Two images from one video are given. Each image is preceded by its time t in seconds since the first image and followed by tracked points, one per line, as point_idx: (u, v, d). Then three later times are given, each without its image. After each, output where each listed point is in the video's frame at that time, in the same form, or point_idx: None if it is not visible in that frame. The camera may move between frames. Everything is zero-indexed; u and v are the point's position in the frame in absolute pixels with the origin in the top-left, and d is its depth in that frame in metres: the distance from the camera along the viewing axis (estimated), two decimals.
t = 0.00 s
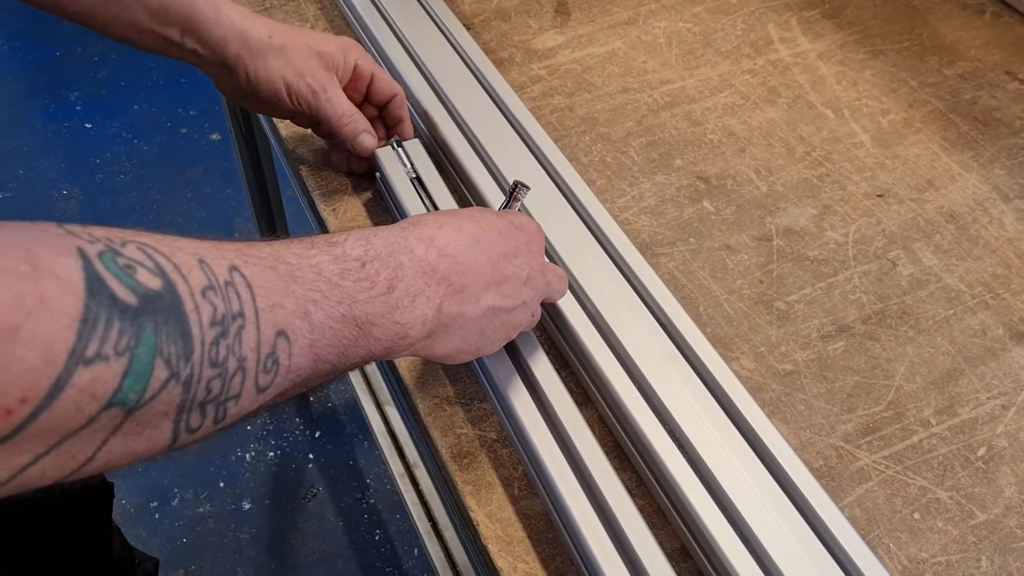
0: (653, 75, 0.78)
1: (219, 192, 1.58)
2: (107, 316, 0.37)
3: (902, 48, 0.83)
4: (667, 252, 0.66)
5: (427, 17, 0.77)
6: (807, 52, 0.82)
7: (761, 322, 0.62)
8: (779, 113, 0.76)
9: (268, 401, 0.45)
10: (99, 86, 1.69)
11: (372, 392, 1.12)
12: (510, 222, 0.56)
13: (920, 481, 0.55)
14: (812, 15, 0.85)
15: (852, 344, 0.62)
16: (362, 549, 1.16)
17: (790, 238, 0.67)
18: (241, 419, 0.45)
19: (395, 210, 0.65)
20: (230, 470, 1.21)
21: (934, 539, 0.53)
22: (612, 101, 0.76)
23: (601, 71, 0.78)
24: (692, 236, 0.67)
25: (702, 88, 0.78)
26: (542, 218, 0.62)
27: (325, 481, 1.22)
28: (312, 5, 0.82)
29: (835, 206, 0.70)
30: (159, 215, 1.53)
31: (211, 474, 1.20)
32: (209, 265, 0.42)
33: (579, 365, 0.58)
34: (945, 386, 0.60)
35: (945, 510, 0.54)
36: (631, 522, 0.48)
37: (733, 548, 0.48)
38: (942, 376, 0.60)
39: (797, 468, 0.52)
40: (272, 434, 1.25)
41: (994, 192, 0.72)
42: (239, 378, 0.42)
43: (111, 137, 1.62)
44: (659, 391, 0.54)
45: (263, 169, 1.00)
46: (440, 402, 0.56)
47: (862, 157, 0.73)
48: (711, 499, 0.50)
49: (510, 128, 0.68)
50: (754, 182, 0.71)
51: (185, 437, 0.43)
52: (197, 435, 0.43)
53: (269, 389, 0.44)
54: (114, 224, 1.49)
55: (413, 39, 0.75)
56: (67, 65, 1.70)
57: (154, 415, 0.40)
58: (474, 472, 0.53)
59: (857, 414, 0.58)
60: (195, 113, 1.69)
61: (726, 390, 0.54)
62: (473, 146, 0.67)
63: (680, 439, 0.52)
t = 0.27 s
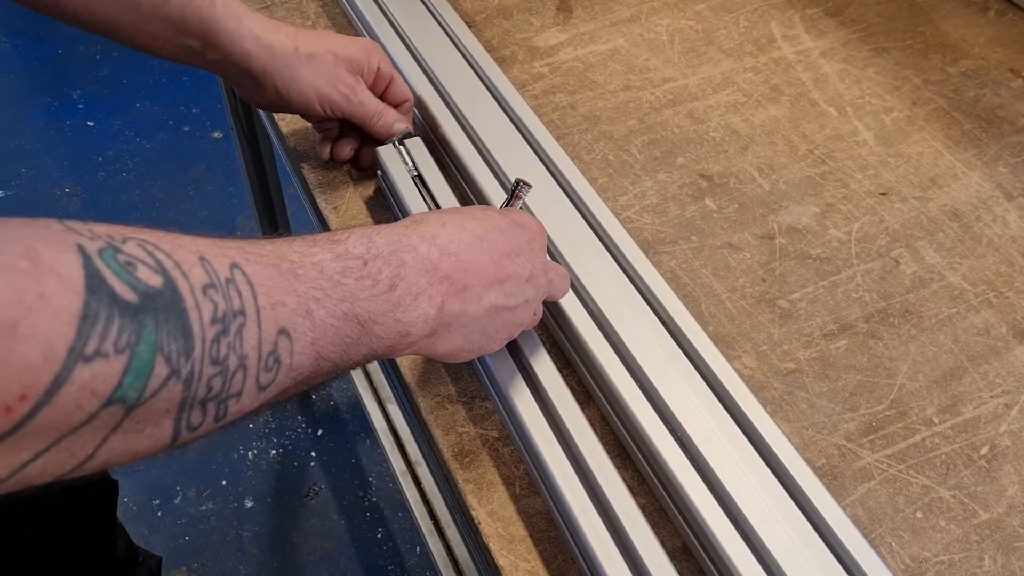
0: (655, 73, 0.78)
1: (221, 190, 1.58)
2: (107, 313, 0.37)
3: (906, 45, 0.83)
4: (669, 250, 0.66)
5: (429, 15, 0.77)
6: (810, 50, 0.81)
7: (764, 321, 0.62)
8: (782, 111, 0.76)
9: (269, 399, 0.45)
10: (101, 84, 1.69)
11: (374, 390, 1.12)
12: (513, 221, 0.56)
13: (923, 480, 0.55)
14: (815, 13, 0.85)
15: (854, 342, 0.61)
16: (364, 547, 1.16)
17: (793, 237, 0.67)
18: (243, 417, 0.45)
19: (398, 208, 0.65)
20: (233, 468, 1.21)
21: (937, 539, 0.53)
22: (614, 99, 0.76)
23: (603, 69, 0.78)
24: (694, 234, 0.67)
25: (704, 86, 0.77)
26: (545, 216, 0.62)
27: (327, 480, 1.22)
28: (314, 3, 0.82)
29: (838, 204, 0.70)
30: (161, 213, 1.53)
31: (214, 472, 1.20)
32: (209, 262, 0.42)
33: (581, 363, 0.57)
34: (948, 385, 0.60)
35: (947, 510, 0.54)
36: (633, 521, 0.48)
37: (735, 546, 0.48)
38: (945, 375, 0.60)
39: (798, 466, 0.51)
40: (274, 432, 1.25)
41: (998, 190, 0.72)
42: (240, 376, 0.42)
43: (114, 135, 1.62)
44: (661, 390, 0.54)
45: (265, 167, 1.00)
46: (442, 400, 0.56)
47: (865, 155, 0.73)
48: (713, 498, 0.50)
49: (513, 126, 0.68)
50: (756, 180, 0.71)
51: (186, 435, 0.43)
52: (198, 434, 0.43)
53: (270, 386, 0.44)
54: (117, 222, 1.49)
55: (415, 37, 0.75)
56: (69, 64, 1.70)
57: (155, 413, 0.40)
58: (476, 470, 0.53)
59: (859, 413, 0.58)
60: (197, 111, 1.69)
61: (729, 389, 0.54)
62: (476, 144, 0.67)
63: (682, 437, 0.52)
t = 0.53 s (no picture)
0: (658, 73, 0.78)
1: (224, 191, 1.58)
2: (111, 320, 0.37)
3: (909, 45, 0.82)
4: (673, 251, 0.66)
5: (433, 16, 0.76)
6: (814, 50, 0.81)
7: (768, 322, 0.62)
8: (785, 111, 0.76)
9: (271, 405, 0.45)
10: (104, 85, 1.69)
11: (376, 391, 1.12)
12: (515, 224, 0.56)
13: (927, 481, 0.55)
14: (818, 13, 0.85)
15: (858, 343, 0.61)
16: (367, 547, 1.16)
17: (797, 237, 0.67)
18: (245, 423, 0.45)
19: (401, 209, 0.65)
20: (236, 469, 1.21)
21: (942, 540, 0.52)
22: (617, 99, 0.76)
23: (606, 69, 0.78)
24: (698, 235, 0.67)
25: (708, 87, 0.77)
26: (547, 217, 0.62)
27: (330, 480, 1.22)
28: (316, 4, 0.82)
29: (842, 204, 0.70)
30: (164, 214, 1.53)
31: (217, 473, 1.21)
32: (212, 266, 0.42)
33: (584, 365, 0.57)
34: (952, 386, 0.60)
35: (952, 511, 0.54)
36: (636, 523, 0.48)
37: (739, 549, 0.48)
38: (949, 376, 0.60)
39: (803, 468, 0.51)
40: (277, 433, 1.25)
41: (1002, 190, 0.71)
42: (244, 382, 0.42)
43: (117, 136, 1.62)
44: (666, 393, 0.53)
45: (268, 168, 1.00)
46: (445, 401, 0.56)
47: (868, 155, 0.73)
48: (717, 500, 0.50)
49: (516, 128, 0.68)
50: (760, 181, 0.70)
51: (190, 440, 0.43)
52: (201, 437, 0.43)
53: (274, 391, 0.44)
54: (120, 222, 1.49)
55: (418, 37, 0.74)
56: (72, 64, 1.71)
57: (159, 419, 0.40)
58: (478, 472, 0.53)
59: (864, 414, 0.58)
60: (200, 111, 1.69)
61: (733, 391, 0.54)
62: (478, 145, 0.67)
63: (686, 439, 0.52)
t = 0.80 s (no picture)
0: (660, 71, 0.78)
1: (226, 189, 1.58)
2: (108, 340, 0.37)
3: (913, 43, 0.82)
4: (674, 250, 0.66)
5: (435, 16, 0.76)
6: (816, 48, 0.81)
7: (770, 322, 0.62)
8: (787, 109, 0.75)
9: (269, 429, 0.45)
10: (105, 83, 1.69)
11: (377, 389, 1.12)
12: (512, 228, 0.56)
13: (930, 482, 0.55)
14: (820, 10, 0.85)
15: (861, 343, 0.61)
16: (369, 546, 1.16)
17: (799, 237, 0.67)
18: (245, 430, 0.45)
19: (402, 213, 0.65)
20: (237, 467, 1.21)
21: (945, 541, 0.52)
22: (618, 98, 0.75)
23: (607, 67, 0.78)
24: (700, 234, 0.67)
25: (710, 85, 0.77)
26: (549, 219, 0.62)
27: (331, 479, 1.22)
28: (317, 2, 0.82)
29: (844, 203, 0.69)
30: (165, 213, 1.53)
31: (218, 471, 1.20)
32: (206, 284, 0.42)
33: (585, 364, 0.57)
34: (955, 386, 0.59)
35: (956, 512, 0.53)
36: (638, 524, 0.48)
37: (742, 552, 0.48)
38: (953, 376, 0.60)
39: (806, 470, 0.51)
40: (279, 432, 1.25)
41: (1007, 189, 0.71)
42: (244, 404, 0.42)
43: (118, 134, 1.62)
44: (667, 393, 0.53)
45: (269, 166, 1.00)
46: (445, 401, 0.56)
47: (871, 154, 0.73)
48: (719, 502, 0.50)
49: (517, 128, 0.67)
50: (762, 180, 0.70)
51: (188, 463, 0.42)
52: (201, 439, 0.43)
53: (274, 412, 0.44)
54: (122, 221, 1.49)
55: (418, 35, 0.74)
56: (74, 62, 1.71)
57: (157, 444, 0.39)
58: (480, 472, 0.53)
59: (866, 414, 0.57)
60: (201, 110, 1.69)
61: (736, 393, 0.54)
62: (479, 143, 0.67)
63: (687, 440, 0.52)
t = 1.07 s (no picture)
0: (662, 69, 0.77)
1: (226, 188, 1.58)
2: None
3: (916, 41, 0.82)
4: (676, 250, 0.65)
5: (435, 14, 0.76)
6: (819, 46, 0.80)
7: (771, 322, 0.61)
8: (790, 108, 0.75)
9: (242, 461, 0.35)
10: (105, 81, 1.68)
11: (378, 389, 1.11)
12: (680, 197, 0.47)
13: (934, 483, 0.54)
14: (823, 8, 0.84)
15: (864, 343, 0.60)
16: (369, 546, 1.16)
17: (801, 236, 0.66)
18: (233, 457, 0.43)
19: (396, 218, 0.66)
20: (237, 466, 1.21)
21: (948, 543, 0.52)
22: (620, 96, 0.75)
23: (609, 65, 0.77)
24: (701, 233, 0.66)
25: (711, 83, 0.76)
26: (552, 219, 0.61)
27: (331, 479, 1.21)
28: None
29: (847, 202, 0.69)
30: (165, 212, 1.53)
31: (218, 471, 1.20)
32: (328, 331, 0.35)
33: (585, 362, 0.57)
34: (958, 386, 0.59)
35: (959, 514, 0.53)
36: (636, 527, 0.48)
37: (745, 553, 0.47)
38: (956, 376, 0.59)
39: (809, 471, 0.51)
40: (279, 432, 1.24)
41: (1010, 188, 0.71)
42: None
43: (118, 132, 1.62)
44: (669, 392, 0.53)
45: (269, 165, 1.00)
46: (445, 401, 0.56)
47: (874, 152, 0.72)
48: (721, 503, 0.49)
49: (519, 127, 0.67)
50: (764, 179, 0.70)
51: None
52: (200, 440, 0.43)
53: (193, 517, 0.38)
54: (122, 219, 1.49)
55: (418, 32, 0.74)
56: (74, 60, 1.70)
57: None
58: (480, 474, 0.52)
59: (869, 415, 0.57)
60: (201, 108, 1.68)
61: (738, 393, 0.53)
62: (479, 140, 0.67)
63: (689, 439, 0.52)
